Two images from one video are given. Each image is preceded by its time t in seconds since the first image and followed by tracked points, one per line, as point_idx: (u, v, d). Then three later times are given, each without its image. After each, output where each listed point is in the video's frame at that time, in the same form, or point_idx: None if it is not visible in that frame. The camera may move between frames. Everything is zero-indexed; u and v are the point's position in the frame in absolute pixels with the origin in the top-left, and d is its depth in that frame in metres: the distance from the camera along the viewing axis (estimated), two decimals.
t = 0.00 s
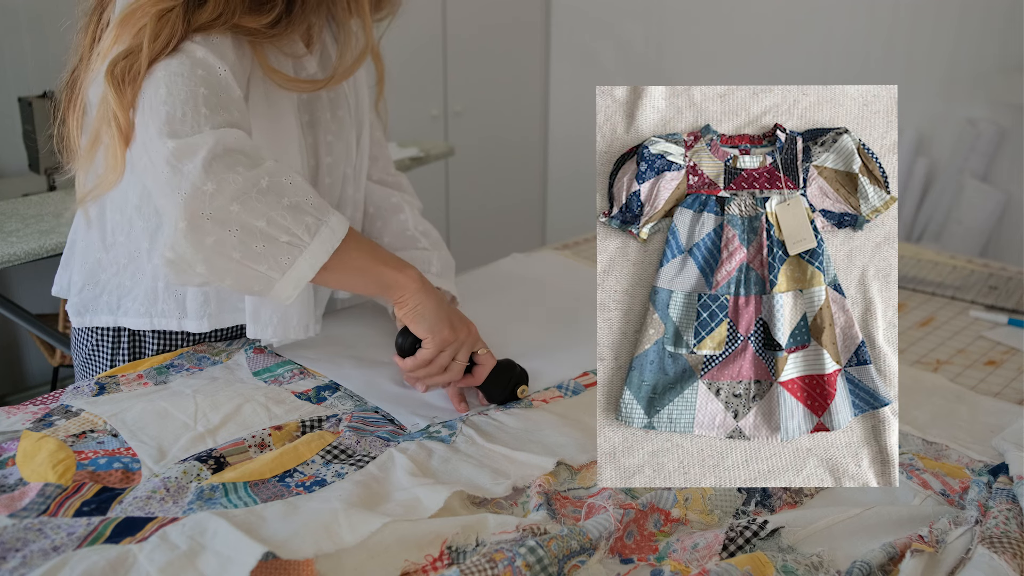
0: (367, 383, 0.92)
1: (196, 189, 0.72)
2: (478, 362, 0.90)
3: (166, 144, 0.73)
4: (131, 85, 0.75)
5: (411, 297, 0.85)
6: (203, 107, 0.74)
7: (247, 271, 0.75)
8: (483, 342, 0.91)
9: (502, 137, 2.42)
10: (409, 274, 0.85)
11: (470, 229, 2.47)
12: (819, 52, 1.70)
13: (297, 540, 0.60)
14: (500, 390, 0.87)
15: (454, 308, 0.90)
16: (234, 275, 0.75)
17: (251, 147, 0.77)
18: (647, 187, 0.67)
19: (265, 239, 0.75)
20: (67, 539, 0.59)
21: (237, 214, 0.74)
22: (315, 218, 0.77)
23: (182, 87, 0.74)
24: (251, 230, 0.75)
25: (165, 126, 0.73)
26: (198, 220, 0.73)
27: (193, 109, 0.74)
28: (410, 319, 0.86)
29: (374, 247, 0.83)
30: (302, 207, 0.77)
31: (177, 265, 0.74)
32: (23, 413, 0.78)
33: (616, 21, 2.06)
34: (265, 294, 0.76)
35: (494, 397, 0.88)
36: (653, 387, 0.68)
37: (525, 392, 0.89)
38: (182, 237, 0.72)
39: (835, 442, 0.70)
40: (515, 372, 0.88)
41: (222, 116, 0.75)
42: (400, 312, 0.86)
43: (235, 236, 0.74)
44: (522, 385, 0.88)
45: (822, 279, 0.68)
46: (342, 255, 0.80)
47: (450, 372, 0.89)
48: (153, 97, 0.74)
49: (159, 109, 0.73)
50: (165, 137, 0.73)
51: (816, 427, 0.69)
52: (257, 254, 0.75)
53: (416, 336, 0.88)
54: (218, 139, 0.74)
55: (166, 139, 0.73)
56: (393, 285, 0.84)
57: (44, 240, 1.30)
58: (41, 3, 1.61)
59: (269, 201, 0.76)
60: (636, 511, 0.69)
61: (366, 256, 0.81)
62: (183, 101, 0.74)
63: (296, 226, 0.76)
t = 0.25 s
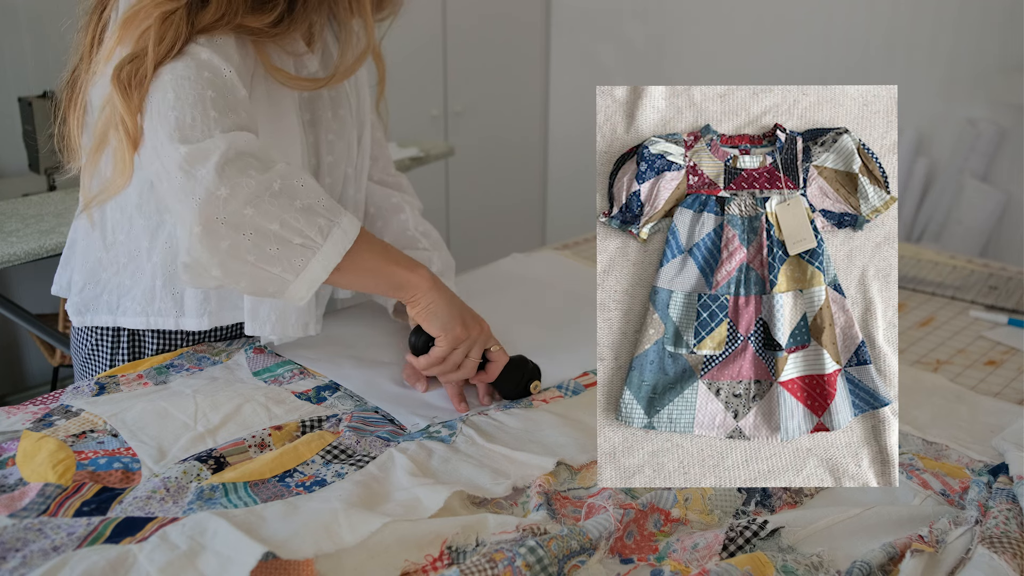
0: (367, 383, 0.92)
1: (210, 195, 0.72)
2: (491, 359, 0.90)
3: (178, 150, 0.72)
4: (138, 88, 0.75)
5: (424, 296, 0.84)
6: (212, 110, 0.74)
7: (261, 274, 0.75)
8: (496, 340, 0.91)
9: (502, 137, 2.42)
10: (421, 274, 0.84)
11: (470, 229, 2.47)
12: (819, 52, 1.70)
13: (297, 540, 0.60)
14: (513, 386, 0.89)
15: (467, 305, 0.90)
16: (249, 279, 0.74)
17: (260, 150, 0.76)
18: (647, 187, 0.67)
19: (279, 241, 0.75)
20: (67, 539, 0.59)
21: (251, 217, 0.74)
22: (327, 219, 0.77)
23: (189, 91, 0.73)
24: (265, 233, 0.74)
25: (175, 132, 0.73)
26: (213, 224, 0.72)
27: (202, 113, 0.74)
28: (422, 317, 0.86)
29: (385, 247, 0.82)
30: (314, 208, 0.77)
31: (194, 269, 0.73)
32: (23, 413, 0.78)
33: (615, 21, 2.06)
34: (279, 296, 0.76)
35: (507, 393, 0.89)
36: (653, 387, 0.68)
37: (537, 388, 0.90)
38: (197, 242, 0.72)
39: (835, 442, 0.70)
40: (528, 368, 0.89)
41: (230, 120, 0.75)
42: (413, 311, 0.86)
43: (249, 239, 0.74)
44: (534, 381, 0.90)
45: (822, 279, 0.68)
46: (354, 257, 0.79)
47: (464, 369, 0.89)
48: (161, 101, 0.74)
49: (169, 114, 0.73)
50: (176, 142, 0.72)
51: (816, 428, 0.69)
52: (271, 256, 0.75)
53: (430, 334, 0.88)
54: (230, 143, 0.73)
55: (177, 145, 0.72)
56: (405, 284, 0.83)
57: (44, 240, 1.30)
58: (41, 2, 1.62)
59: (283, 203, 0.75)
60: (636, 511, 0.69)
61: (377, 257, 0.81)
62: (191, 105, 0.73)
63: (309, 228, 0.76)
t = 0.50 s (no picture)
0: (367, 383, 0.92)
1: (233, 192, 0.73)
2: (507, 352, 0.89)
3: (198, 150, 0.73)
4: (152, 89, 0.75)
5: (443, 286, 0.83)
6: (228, 109, 0.75)
7: (285, 269, 0.76)
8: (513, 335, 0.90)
9: (502, 137, 2.42)
10: (441, 263, 0.83)
11: (470, 229, 2.47)
12: (819, 52, 1.70)
13: (297, 540, 0.60)
14: (528, 383, 0.89)
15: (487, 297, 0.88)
16: (274, 274, 0.76)
17: (279, 147, 0.78)
18: (647, 187, 0.67)
19: (302, 236, 0.76)
20: (66, 539, 0.59)
21: (274, 213, 0.75)
22: (348, 213, 0.78)
23: (205, 91, 0.74)
24: (287, 228, 0.75)
25: (193, 132, 0.73)
26: (237, 221, 0.73)
27: (218, 112, 0.74)
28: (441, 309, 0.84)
29: (404, 238, 0.83)
30: (335, 202, 0.78)
31: (218, 267, 0.74)
32: (23, 413, 0.78)
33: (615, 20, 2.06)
34: (303, 291, 0.77)
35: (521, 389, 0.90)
36: (653, 387, 0.68)
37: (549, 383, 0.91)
38: (222, 239, 0.73)
39: (835, 442, 0.70)
40: (540, 364, 0.90)
41: (247, 117, 0.76)
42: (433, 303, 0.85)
43: (272, 235, 0.75)
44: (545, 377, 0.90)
45: (822, 279, 0.68)
46: (375, 248, 0.80)
47: (479, 361, 0.88)
48: (177, 103, 0.74)
49: (185, 115, 0.74)
50: (197, 142, 0.73)
51: (816, 427, 0.69)
52: (295, 251, 0.76)
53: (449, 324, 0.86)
54: (249, 141, 0.74)
55: (197, 145, 0.73)
56: (424, 274, 0.83)
57: (44, 240, 1.30)
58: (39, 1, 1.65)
59: (304, 198, 0.77)
60: (636, 511, 0.69)
61: (397, 246, 0.82)
62: (208, 105, 0.74)
63: (330, 221, 0.77)
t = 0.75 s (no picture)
0: (366, 382, 0.92)
1: (258, 193, 0.74)
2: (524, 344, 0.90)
3: (222, 153, 0.74)
4: (168, 92, 0.77)
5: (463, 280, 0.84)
6: (248, 111, 0.77)
7: (309, 267, 0.78)
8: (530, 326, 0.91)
9: (502, 137, 2.42)
10: (459, 257, 0.84)
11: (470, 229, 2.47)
12: (819, 53, 1.70)
13: (297, 540, 0.60)
14: (543, 376, 0.90)
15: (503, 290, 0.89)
16: (297, 272, 0.77)
17: (300, 148, 0.79)
18: (647, 186, 0.67)
19: (326, 234, 0.78)
20: (67, 539, 0.59)
21: (299, 213, 0.76)
22: (369, 210, 0.79)
23: (223, 93, 0.76)
24: (311, 227, 0.77)
25: (215, 135, 0.75)
26: (262, 222, 0.75)
27: (239, 114, 0.76)
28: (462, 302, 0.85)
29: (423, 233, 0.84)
30: (357, 200, 0.79)
31: (244, 266, 0.75)
32: (23, 413, 0.78)
33: (615, 19, 2.06)
34: (327, 288, 0.78)
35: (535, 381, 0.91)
36: (653, 387, 0.68)
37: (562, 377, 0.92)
38: (247, 240, 0.74)
39: (835, 443, 0.70)
40: (556, 358, 0.91)
41: (266, 118, 0.78)
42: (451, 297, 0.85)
43: (297, 233, 0.76)
44: (561, 372, 0.92)
45: (822, 279, 0.68)
46: (397, 244, 0.82)
47: (500, 352, 0.88)
48: (196, 106, 0.76)
49: (207, 119, 0.76)
50: (220, 146, 0.75)
51: (816, 427, 0.69)
52: (317, 249, 0.77)
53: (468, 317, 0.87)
54: (272, 143, 0.76)
55: (220, 148, 0.75)
56: (445, 267, 0.84)
57: (44, 240, 1.30)
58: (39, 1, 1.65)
59: (327, 198, 0.78)
60: (636, 511, 0.69)
61: (418, 242, 0.83)
62: (227, 107, 0.76)
63: (353, 219, 0.78)
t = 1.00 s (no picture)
0: (366, 382, 0.92)
1: (264, 184, 0.75)
2: (528, 345, 0.89)
3: (228, 146, 0.76)
4: (174, 87, 0.79)
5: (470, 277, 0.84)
6: (254, 104, 0.78)
7: (315, 260, 0.78)
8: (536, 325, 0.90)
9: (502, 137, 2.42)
10: (466, 254, 0.84)
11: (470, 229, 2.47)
12: (819, 52, 1.70)
13: (297, 540, 0.60)
14: (545, 375, 0.90)
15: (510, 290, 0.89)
16: (303, 265, 0.78)
17: (307, 141, 0.80)
18: (647, 187, 0.67)
19: (331, 227, 0.78)
20: (66, 539, 0.59)
21: (304, 204, 0.77)
22: (375, 204, 0.80)
23: (229, 86, 0.77)
24: (317, 219, 0.77)
25: (221, 127, 0.77)
26: (267, 214, 0.76)
27: (244, 107, 0.77)
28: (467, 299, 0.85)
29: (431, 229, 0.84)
30: (363, 193, 0.79)
31: (249, 259, 0.77)
32: (23, 413, 0.78)
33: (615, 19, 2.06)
34: (333, 281, 0.79)
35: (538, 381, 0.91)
36: (653, 387, 0.68)
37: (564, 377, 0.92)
38: (253, 231, 0.75)
39: (835, 442, 0.70)
40: (558, 359, 0.91)
41: (272, 111, 0.79)
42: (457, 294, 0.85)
43: (302, 226, 0.77)
44: (563, 372, 0.92)
45: (822, 279, 0.68)
46: (403, 238, 0.81)
47: (502, 351, 0.88)
48: (202, 100, 0.78)
49: (212, 112, 0.77)
50: (226, 138, 0.76)
51: (816, 427, 0.69)
52: (323, 242, 0.78)
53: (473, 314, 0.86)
54: (277, 135, 0.77)
55: (225, 140, 0.76)
56: (451, 264, 0.84)
57: (44, 240, 1.30)
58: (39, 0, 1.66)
59: (332, 189, 0.78)
60: (636, 511, 0.69)
61: (424, 238, 0.83)
62: (233, 101, 0.77)
63: (358, 212, 0.79)
